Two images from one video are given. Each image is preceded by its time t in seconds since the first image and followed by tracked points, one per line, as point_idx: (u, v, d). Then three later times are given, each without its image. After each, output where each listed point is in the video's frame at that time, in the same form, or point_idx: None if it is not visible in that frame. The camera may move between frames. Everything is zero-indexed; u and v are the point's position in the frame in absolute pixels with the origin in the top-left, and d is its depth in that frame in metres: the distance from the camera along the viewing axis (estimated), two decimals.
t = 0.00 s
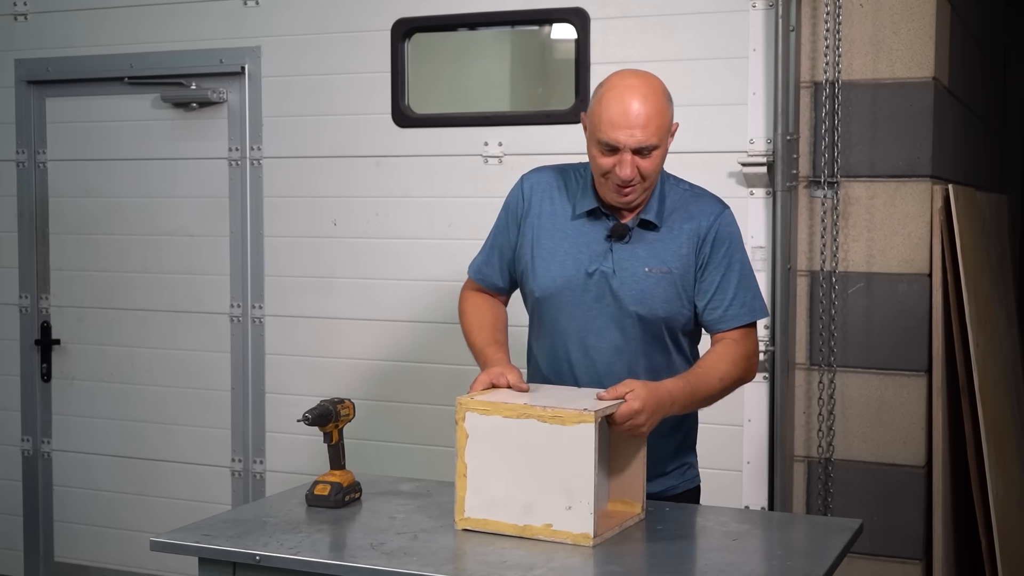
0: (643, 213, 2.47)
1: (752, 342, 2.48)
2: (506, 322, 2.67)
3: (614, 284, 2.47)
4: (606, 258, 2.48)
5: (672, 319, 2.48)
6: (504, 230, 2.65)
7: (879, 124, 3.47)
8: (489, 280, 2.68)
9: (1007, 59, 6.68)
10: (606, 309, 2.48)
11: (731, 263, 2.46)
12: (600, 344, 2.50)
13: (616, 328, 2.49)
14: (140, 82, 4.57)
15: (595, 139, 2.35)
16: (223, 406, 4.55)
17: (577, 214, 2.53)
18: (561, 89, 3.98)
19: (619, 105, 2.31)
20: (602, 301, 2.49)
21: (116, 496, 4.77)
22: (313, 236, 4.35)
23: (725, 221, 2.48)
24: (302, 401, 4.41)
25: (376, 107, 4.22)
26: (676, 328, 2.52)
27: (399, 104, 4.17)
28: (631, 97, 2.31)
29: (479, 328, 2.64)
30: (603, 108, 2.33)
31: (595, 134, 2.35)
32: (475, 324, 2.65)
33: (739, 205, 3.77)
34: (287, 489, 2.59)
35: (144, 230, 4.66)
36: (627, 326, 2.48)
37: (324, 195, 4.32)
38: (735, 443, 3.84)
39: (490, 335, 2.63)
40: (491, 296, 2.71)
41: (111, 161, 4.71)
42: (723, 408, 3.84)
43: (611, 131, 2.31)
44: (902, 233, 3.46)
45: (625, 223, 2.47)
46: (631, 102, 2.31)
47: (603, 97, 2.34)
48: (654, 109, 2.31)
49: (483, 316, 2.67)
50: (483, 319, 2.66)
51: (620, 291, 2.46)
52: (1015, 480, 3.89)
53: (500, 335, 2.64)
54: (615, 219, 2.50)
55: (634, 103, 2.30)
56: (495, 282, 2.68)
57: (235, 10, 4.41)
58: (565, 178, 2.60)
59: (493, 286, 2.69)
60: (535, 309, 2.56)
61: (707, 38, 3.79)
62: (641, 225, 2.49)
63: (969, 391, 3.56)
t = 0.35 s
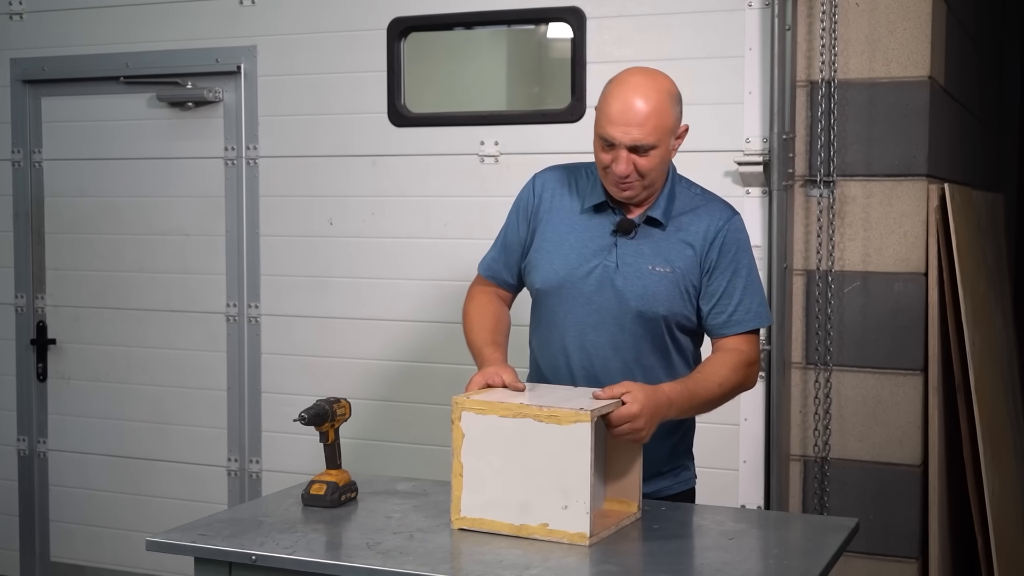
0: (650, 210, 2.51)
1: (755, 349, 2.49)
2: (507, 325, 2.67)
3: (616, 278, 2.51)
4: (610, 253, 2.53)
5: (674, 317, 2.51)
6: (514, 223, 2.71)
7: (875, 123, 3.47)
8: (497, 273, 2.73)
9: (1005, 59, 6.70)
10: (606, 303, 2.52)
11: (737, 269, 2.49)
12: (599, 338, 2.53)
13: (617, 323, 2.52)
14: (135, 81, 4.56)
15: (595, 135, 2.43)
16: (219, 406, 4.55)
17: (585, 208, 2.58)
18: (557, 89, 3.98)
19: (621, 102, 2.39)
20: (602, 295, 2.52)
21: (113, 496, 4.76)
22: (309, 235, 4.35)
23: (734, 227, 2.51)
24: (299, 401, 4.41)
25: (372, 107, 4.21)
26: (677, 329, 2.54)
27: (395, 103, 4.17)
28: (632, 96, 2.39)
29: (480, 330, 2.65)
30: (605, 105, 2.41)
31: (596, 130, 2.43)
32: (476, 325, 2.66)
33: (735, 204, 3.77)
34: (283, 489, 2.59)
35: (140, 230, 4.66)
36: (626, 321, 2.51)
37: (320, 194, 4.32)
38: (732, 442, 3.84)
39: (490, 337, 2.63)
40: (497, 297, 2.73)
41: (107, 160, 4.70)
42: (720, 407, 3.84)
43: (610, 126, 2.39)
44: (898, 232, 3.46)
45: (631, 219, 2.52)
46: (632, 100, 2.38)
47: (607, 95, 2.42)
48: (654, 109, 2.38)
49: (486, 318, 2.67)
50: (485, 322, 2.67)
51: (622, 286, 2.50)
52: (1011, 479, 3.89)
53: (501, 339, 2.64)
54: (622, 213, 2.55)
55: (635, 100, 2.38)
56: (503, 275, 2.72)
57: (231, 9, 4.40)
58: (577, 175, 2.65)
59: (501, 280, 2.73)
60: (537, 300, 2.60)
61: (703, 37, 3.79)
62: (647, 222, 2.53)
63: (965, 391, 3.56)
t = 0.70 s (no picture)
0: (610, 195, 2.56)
1: (731, 321, 2.51)
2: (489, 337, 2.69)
3: (587, 265, 2.54)
4: (578, 241, 2.57)
5: (646, 298, 2.54)
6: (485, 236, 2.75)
7: (869, 121, 3.47)
8: (471, 284, 2.75)
9: (1000, 58, 6.71)
10: (580, 291, 2.55)
11: (703, 244, 2.52)
12: (575, 326, 2.55)
13: (591, 310, 2.55)
14: (130, 80, 4.56)
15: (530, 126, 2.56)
16: (214, 405, 4.55)
17: (550, 204, 2.63)
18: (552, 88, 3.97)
19: (546, 92, 2.51)
20: (575, 283, 2.55)
21: (108, 496, 4.76)
22: (305, 234, 4.35)
23: (696, 206, 2.55)
24: (294, 401, 4.41)
25: (367, 106, 4.21)
26: (653, 312, 2.57)
27: (390, 103, 4.17)
28: (556, 85, 2.51)
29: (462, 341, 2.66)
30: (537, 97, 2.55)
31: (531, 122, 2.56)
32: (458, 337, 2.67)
33: (731, 203, 3.77)
34: (277, 488, 2.58)
35: (134, 229, 4.65)
36: (601, 307, 2.54)
37: (315, 193, 4.32)
38: (727, 441, 3.84)
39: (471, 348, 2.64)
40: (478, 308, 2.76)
41: (101, 159, 4.70)
42: (715, 407, 3.84)
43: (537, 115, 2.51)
44: (893, 231, 3.47)
45: (593, 206, 2.57)
46: (557, 90, 2.50)
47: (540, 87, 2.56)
48: (576, 96, 2.49)
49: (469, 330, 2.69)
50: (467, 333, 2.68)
51: (592, 272, 2.54)
52: (1006, 478, 3.89)
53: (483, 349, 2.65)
54: (582, 203, 2.60)
55: (556, 91, 2.50)
56: (479, 286, 2.74)
57: (225, 8, 4.40)
58: (539, 177, 2.71)
59: (478, 294, 2.75)
60: (514, 298, 2.64)
61: (698, 36, 3.79)
62: (608, 207, 2.58)
63: (959, 389, 3.56)
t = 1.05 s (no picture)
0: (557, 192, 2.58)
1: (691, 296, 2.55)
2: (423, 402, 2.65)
3: (546, 266, 2.55)
4: (533, 244, 2.57)
5: (610, 287, 2.54)
6: (439, 262, 2.74)
7: (865, 122, 3.47)
8: (429, 308, 2.72)
9: (996, 55, 6.70)
10: (544, 291, 2.55)
11: (652, 222, 2.55)
12: (546, 325, 2.56)
13: (558, 308, 2.55)
14: (126, 80, 4.55)
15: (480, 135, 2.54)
16: (210, 405, 4.54)
17: (499, 215, 2.64)
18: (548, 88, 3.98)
19: (493, 98, 2.50)
20: (538, 284, 2.56)
21: (104, 496, 4.75)
22: (301, 234, 4.34)
23: (637, 187, 2.58)
24: (291, 401, 4.41)
25: (364, 106, 4.21)
26: (618, 300, 2.58)
27: (387, 103, 4.17)
28: (501, 91, 2.49)
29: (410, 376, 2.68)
30: (482, 104, 2.52)
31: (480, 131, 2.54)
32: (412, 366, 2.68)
33: (727, 204, 3.77)
34: (274, 488, 2.58)
35: (130, 229, 4.65)
36: (568, 303, 2.54)
37: (312, 193, 4.31)
38: (723, 441, 3.85)
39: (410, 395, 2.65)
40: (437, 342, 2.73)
41: (98, 159, 4.69)
42: (711, 407, 3.85)
43: (489, 124, 2.49)
44: (888, 231, 3.47)
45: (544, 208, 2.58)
46: (505, 96, 2.48)
47: (483, 94, 2.53)
48: (523, 98, 2.48)
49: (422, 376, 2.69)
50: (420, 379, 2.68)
51: (553, 270, 2.54)
52: (1002, 478, 3.90)
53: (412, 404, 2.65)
54: (531, 207, 2.61)
55: (506, 96, 2.48)
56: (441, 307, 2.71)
57: (222, 8, 4.40)
58: (481, 192, 2.72)
59: (438, 319, 2.72)
60: (481, 311, 2.64)
61: (695, 36, 3.79)
62: (558, 205, 2.60)
63: (955, 389, 3.56)
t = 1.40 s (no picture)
0: (532, 190, 2.62)
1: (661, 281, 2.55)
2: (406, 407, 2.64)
3: (526, 263, 2.58)
4: (511, 243, 2.60)
5: (590, 279, 2.58)
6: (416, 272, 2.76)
7: (862, 123, 3.48)
8: (408, 321, 2.72)
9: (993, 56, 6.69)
10: (525, 288, 2.58)
11: (624, 210, 2.58)
12: (529, 321, 2.58)
13: (540, 304, 2.57)
14: (124, 81, 4.55)
15: (460, 134, 2.55)
16: (208, 406, 4.54)
17: (474, 218, 2.66)
18: (546, 89, 3.99)
19: (470, 96, 2.51)
20: (518, 282, 2.58)
21: (102, 497, 4.75)
22: (299, 234, 4.34)
23: (606, 181, 2.62)
24: (289, 401, 4.41)
25: (362, 107, 4.21)
26: (598, 292, 2.60)
27: (384, 104, 4.17)
28: (479, 89, 2.51)
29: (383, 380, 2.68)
30: (460, 104, 2.53)
31: (458, 131, 2.55)
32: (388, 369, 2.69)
33: (725, 205, 3.78)
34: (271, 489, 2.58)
35: (128, 229, 4.65)
36: (549, 298, 2.57)
37: (311, 194, 4.31)
38: (721, 442, 3.85)
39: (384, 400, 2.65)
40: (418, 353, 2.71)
41: (95, 160, 4.69)
42: (709, 408, 3.85)
43: (471, 121, 2.50)
44: (886, 232, 3.47)
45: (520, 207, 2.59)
46: (484, 94, 2.50)
47: (458, 94, 2.54)
48: (499, 92, 2.51)
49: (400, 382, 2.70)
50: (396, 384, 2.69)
51: (533, 266, 2.57)
52: (999, 478, 3.90)
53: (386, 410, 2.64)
54: (506, 206, 2.63)
55: (483, 93, 2.50)
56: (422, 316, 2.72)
57: (219, 9, 4.40)
58: (452, 199, 2.74)
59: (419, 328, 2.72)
60: (463, 313, 2.66)
61: (692, 38, 3.79)
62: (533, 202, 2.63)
63: (952, 390, 3.55)
